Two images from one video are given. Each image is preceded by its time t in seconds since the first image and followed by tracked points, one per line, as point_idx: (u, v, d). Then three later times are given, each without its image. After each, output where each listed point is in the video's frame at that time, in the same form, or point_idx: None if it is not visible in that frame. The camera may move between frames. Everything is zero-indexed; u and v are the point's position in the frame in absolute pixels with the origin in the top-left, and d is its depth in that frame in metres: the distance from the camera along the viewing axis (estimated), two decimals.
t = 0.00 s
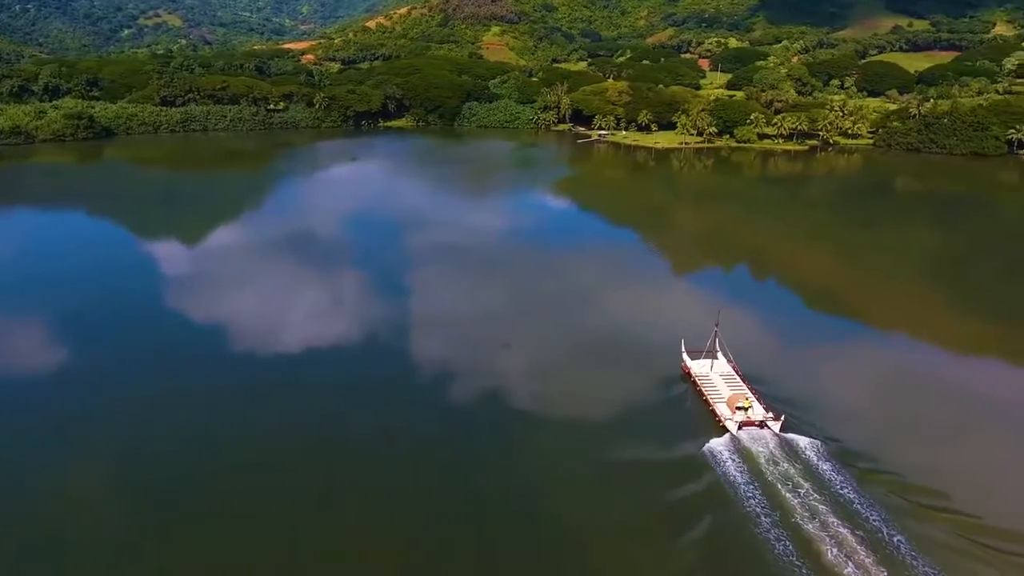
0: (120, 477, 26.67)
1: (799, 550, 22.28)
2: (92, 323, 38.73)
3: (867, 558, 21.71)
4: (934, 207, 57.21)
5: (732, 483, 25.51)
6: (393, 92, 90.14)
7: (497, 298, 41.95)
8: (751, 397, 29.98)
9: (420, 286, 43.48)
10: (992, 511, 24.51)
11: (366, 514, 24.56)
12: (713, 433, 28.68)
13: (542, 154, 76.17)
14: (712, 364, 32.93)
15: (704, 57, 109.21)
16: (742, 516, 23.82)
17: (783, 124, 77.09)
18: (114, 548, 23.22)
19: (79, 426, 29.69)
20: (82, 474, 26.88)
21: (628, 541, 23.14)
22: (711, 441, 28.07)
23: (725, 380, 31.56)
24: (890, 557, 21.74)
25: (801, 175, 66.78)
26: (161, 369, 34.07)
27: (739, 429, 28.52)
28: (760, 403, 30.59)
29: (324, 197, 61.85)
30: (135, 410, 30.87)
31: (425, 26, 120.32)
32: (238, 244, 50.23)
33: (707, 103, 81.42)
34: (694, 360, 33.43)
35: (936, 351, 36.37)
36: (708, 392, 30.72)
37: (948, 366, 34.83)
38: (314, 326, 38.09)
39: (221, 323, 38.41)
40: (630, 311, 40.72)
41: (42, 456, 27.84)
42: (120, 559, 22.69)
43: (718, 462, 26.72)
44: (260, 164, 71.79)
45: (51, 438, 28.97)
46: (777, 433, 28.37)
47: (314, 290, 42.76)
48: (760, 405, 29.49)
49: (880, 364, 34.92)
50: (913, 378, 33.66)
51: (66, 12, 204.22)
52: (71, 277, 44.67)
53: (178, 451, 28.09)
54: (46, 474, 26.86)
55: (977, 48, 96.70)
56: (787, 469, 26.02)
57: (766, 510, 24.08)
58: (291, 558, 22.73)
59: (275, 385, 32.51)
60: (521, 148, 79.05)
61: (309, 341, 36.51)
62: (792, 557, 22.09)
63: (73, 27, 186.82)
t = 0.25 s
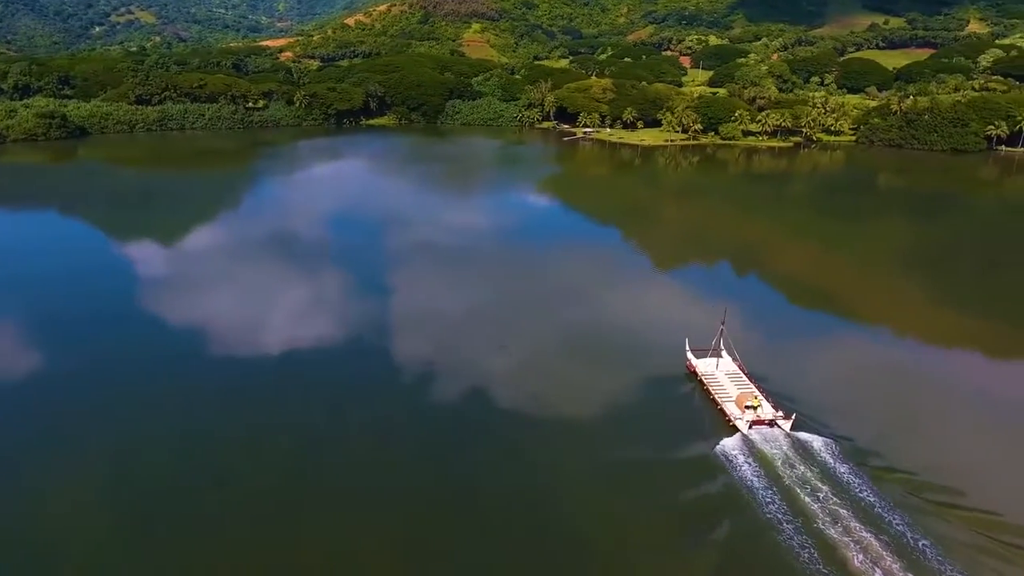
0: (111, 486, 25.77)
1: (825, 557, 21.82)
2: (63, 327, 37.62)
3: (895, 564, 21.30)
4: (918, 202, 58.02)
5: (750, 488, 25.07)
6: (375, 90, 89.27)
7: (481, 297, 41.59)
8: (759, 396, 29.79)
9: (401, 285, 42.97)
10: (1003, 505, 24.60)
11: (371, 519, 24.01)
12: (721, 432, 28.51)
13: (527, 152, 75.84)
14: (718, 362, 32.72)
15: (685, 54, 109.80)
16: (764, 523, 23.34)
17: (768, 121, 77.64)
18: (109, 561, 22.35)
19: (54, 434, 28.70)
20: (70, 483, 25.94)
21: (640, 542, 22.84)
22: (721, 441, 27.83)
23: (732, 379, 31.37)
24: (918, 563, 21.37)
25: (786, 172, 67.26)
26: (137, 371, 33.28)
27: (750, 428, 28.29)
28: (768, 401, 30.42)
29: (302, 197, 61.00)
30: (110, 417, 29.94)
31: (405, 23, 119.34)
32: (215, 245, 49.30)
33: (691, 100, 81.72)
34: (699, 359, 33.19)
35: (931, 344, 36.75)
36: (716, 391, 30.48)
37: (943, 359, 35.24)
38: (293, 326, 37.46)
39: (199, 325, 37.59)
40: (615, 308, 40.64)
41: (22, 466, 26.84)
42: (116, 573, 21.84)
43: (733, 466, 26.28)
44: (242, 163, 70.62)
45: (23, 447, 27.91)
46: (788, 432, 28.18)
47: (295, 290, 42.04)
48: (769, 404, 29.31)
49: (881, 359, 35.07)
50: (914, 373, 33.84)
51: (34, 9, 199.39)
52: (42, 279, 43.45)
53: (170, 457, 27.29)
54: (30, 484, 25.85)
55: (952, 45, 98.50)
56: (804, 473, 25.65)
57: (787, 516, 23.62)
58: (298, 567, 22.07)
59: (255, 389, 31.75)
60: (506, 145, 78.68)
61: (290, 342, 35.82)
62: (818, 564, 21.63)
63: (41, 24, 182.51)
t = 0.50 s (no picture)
0: (101, 495, 24.87)
1: (852, 563, 21.44)
2: (36, 329, 36.70)
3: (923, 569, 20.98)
4: (904, 197, 58.71)
5: (769, 492, 24.63)
6: (357, 87, 88.32)
7: (463, 295, 41.22)
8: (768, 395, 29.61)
9: (382, 285, 42.44)
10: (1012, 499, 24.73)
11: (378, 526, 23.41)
12: (732, 431, 28.29)
13: (512, 149, 75.46)
14: (724, 361, 32.49)
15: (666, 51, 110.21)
16: (786, 529, 22.93)
17: (753, 118, 78.11)
18: (104, 575, 21.47)
19: (36, 441, 27.75)
20: (56, 492, 24.97)
21: (655, 545, 22.43)
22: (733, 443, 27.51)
23: (739, 378, 31.15)
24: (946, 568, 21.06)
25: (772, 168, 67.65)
26: (113, 374, 32.44)
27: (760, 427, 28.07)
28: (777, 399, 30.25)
29: (280, 196, 60.13)
30: (87, 420, 29.19)
31: (386, 20, 118.20)
32: (191, 245, 48.34)
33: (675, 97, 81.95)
34: (705, 357, 32.94)
35: (925, 337, 37.09)
36: (725, 390, 30.23)
37: (938, 351, 35.60)
38: (272, 326, 36.80)
39: (176, 327, 36.74)
40: (599, 305, 40.54)
41: (4, 476, 25.79)
42: None
43: (750, 470, 25.83)
44: (223, 162, 69.40)
45: None
46: (799, 431, 28.01)
47: (274, 290, 41.38)
48: (778, 402, 29.12)
49: (881, 354, 35.21)
50: (914, 367, 34.02)
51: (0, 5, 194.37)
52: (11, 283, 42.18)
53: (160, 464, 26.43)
54: (12, 495, 24.80)
55: (929, 42, 99.98)
56: (822, 475, 25.26)
57: (810, 521, 23.21)
58: None
59: (238, 391, 31.10)
60: (491, 143, 78.22)
61: (270, 342, 35.23)
62: (845, 570, 21.25)
63: (9, 21, 178.02)
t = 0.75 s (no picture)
0: (94, 507, 23.97)
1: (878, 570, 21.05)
2: (3, 334, 35.62)
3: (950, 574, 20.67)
4: (886, 193, 59.51)
5: (787, 496, 24.18)
6: (336, 85, 87.26)
7: (443, 294, 40.77)
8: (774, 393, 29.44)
9: (360, 284, 41.82)
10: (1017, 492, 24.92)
11: (383, 534, 22.84)
12: (740, 430, 28.09)
13: (495, 147, 74.99)
14: (727, 358, 32.26)
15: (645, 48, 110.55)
16: (808, 535, 22.51)
17: (735, 115, 78.56)
18: None
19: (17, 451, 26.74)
20: (47, 506, 24.01)
21: (673, 549, 22.08)
22: (744, 444, 27.06)
23: (743, 376, 30.94)
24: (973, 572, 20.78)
25: (756, 164, 68.07)
26: (83, 380, 31.44)
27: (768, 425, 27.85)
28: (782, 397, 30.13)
29: (255, 195, 59.09)
30: (60, 427, 28.24)
31: (362, 16, 116.92)
32: (164, 246, 47.22)
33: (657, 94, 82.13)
34: (708, 355, 32.68)
35: (915, 330, 37.52)
36: (730, 389, 29.99)
37: (928, 345, 35.98)
38: (247, 327, 36.04)
39: (149, 330, 35.77)
40: (581, 302, 40.40)
41: None
42: None
43: (765, 473, 25.37)
44: (200, 162, 68.02)
45: None
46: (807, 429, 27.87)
47: (250, 290, 40.57)
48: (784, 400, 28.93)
49: (878, 349, 35.42)
50: (910, 361, 34.27)
51: None
52: None
53: (148, 475, 25.57)
54: None
55: (903, 39, 101.61)
56: (838, 478, 24.92)
57: (831, 527, 22.80)
58: None
59: (216, 394, 30.37)
60: (473, 141, 77.69)
61: (246, 343, 34.50)
62: None
63: None
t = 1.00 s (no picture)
0: (87, 522, 23.04)
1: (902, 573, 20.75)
2: None
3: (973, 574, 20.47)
4: (865, 188, 60.33)
5: (802, 499, 23.84)
6: (311, 82, 86.04)
7: (420, 293, 40.31)
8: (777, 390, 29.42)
9: (336, 284, 41.16)
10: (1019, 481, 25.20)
11: (385, 544, 22.19)
12: (745, 428, 28.00)
13: (475, 145, 74.46)
14: (728, 356, 32.19)
15: (621, 46, 110.89)
16: (827, 538, 22.18)
17: (714, 112, 79.10)
18: None
19: None
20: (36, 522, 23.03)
21: (690, 551, 21.81)
22: (753, 447, 26.69)
23: (746, 374, 30.88)
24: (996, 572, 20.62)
25: (737, 161, 68.56)
26: (50, 388, 30.36)
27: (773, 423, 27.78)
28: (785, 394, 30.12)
29: (227, 195, 57.94)
30: (28, 438, 27.18)
31: (336, 13, 115.41)
32: (132, 248, 45.96)
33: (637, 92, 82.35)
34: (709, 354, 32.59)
35: (902, 323, 37.90)
36: (733, 387, 29.91)
37: (921, 337, 36.37)
38: (220, 329, 35.23)
39: (118, 334, 34.71)
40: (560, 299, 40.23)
41: None
42: None
43: (779, 477, 24.95)
44: (174, 162, 66.48)
45: None
46: (812, 426, 27.85)
47: (223, 292, 39.66)
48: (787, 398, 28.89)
49: (873, 342, 35.72)
50: (903, 354, 34.62)
51: None
52: None
53: (141, 486, 24.69)
54: None
55: (874, 36, 103.37)
56: (852, 479, 24.64)
57: (850, 530, 22.47)
58: None
59: (194, 399, 29.53)
60: (453, 139, 77.08)
61: (218, 346, 33.73)
62: None
63: None
